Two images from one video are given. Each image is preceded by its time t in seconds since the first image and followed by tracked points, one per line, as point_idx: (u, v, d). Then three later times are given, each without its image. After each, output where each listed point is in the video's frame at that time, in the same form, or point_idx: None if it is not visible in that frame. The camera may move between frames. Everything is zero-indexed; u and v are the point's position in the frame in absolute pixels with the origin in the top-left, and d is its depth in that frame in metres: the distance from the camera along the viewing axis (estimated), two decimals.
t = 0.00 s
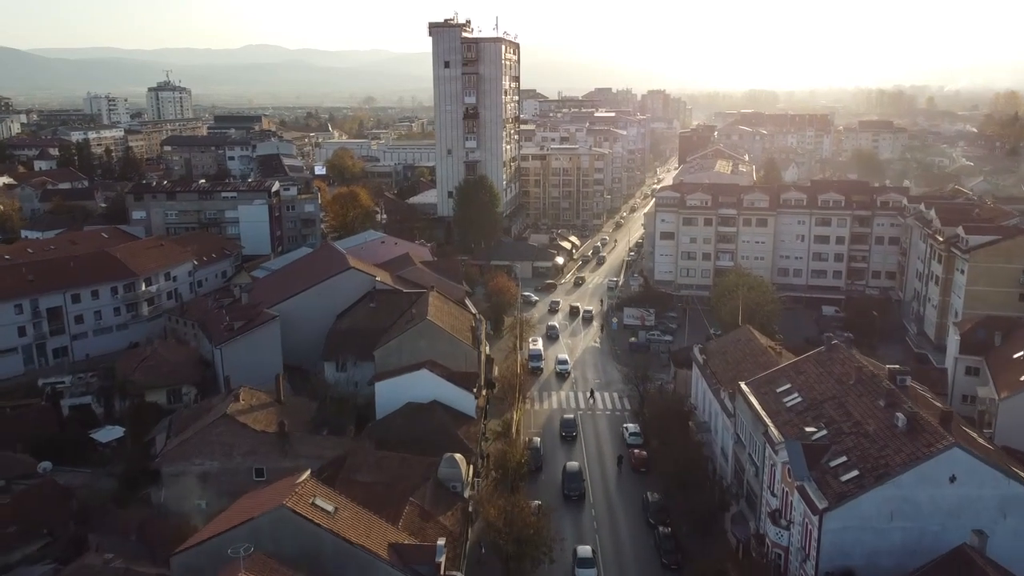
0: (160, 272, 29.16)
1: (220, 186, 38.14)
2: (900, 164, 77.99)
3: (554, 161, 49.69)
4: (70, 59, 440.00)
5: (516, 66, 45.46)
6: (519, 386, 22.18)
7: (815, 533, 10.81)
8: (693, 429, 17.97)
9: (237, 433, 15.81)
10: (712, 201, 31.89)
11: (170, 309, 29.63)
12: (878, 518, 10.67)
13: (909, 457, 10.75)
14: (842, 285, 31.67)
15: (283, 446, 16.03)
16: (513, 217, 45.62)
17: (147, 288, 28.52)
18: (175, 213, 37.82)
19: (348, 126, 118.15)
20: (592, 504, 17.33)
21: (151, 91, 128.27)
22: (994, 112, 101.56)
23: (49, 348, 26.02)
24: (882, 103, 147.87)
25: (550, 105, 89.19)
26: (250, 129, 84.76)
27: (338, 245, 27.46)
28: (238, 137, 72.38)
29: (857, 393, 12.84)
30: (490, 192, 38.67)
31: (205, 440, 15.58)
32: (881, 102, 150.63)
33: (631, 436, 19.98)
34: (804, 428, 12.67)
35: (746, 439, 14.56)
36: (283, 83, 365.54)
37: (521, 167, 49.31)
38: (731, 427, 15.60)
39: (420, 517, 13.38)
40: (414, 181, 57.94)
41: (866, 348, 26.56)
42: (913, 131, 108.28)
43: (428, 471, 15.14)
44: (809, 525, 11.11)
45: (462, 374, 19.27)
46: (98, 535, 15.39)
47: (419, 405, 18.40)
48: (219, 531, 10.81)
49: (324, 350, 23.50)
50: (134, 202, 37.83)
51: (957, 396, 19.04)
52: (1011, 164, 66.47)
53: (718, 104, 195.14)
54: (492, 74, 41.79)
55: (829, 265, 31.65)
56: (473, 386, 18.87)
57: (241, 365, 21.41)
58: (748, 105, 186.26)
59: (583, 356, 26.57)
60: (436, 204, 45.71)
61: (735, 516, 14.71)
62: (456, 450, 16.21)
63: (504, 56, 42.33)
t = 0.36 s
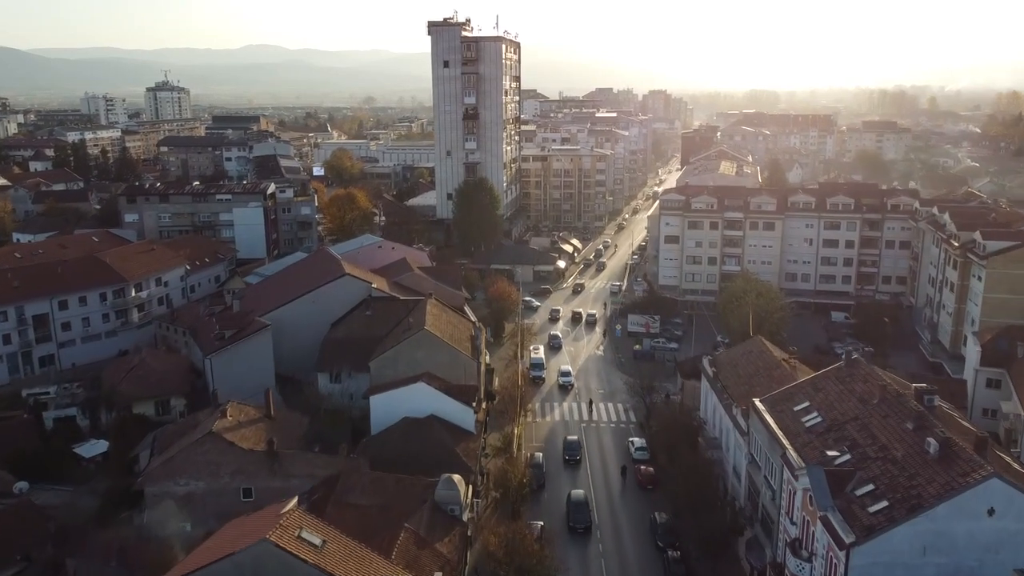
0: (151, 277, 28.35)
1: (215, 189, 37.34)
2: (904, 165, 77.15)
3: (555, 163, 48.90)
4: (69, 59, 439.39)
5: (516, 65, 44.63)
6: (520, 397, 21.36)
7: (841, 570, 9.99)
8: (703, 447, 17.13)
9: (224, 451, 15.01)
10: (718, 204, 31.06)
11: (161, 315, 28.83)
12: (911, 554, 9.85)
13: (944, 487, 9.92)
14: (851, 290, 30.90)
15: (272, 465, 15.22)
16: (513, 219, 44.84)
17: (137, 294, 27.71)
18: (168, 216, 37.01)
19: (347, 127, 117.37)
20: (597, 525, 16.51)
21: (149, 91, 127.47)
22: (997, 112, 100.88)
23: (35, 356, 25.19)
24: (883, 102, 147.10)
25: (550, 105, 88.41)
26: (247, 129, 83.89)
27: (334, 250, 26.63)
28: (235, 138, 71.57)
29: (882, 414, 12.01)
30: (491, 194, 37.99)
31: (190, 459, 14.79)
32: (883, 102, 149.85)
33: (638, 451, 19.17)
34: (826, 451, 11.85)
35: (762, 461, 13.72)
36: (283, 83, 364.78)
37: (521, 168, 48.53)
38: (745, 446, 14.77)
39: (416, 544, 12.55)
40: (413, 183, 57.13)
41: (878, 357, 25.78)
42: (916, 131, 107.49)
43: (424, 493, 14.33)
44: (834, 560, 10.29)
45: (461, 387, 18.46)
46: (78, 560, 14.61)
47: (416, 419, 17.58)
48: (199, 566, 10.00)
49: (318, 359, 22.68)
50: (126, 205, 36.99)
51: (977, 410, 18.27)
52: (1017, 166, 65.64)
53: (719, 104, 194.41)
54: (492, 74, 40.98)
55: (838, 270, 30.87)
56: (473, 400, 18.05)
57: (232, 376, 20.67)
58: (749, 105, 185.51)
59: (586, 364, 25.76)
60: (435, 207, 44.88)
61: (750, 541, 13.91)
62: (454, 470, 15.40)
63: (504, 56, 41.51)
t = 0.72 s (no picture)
0: (141, 282, 27.53)
1: (209, 191, 36.56)
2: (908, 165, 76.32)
3: (557, 164, 48.08)
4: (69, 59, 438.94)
5: (517, 65, 43.81)
6: (522, 410, 20.55)
7: None
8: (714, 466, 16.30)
9: (209, 472, 14.21)
10: (724, 207, 30.24)
11: (152, 321, 28.00)
12: None
13: (985, 522, 9.10)
14: (861, 296, 30.09)
15: (260, 487, 14.38)
16: (514, 222, 44.04)
17: (127, 300, 26.88)
18: (161, 218, 36.20)
19: (346, 127, 116.57)
20: (602, 548, 15.69)
21: (148, 91, 126.73)
22: (1000, 112, 100.10)
23: (20, 365, 24.34)
24: (885, 102, 146.34)
25: (551, 106, 87.63)
26: (245, 129, 83.06)
27: (329, 255, 25.81)
28: (233, 139, 70.81)
29: (911, 438, 11.19)
30: (492, 196, 37.29)
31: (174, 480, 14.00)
32: (885, 103, 149.03)
33: (644, 468, 18.34)
34: (850, 478, 11.04)
35: (780, 485, 12.91)
36: (282, 83, 364.03)
37: (522, 170, 47.76)
38: (760, 467, 13.96)
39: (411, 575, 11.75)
40: (413, 184, 56.32)
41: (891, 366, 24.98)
42: (920, 132, 106.60)
43: (421, 517, 13.53)
44: None
45: (460, 401, 17.67)
46: None
47: (413, 436, 16.80)
48: None
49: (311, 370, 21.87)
50: (118, 207, 36.18)
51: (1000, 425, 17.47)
52: None
53: (720, 104, 193.65)
54: (492, 74, 40.19)
55: (848, 275, 30.05)
56: (472, 415, 17.26)
57: (222, 388, 19.88)
58: (750, 105, 184.73)
59: (589, 373, 24.94)
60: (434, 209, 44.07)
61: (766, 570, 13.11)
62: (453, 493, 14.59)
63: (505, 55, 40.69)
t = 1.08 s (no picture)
0: (130, 288, 26.70)
1: (203, 194, 35.79)
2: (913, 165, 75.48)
3: (558, 165, 47.25)
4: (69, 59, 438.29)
5: (518, 65, 43.00)
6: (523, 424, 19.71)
7: None
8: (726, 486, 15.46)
9: (193, 495, 13.40)
10: (731, 211, 29.42)
11: (142, 328, 27.16)
12: None
13: None
14: (872, 302, 29.27)
15: (246, 511, 13.53)
16: (515, 225, 43.24)
17: (116, 307, 26.05)
18: (154, 222, 35.38)
19: (345, 128, 115.81)
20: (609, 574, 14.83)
21: (146, 91, 125.98)
22: (1004, 112, 99.30)
23: (4, 375, 23.52)
24: (887, 102, 145.44)
25: (551, 107, 86.86)
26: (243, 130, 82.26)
27: (324, 261, 25.00)
28: (230, 140, 69.99)
29: (945, 466, 10.37)
30: (492, 199, 36.61)
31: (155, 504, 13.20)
32: (887, 103, 148.14)
33: (651, 485, 17.51)
34: (881, 510, 10.19)
35: (800, 512, 12.09)
36: (282, 83, 363.24)
37: (522, 171, 46.97)
38: (777, 491, 13.12)
39: None
40: (412, 186, 55.51)
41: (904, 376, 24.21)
42: (924, 133, 105.72)
43: (417, 545, 12.71)
44: None
45: (459, 417, 16.86)
46: None
47: (410, 454, 16.00)
48: None
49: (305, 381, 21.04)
50: (110, 210, 35.34)
51: None
52: None
53: (721, 104, 192.78)
54: (492, 73, 39.38)
55: (858, 280, 29.25)
56: (472, 431, 16.46)
57: (212, 401, 19.08)
58: (751, 105, 183.94)
59: (592, 384, 24.08)
60: (433, 211, 43.26)
61: None
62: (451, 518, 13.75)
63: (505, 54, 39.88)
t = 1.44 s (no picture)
0: (119, 295, 25.86)
1: (197, 196, 35.02)
2: (917, 166, 74.68)
3: (559, 167, 46.46)
4: (69, 59, 437.74)
5: (518, 65, 42.21)
6: (525, 439, 18.87)
7: None
8: (740, 512, 14.62)
9: (173, 522, 12.60)
10: (738, 215, 28.61)
11: (132, 336, 26.34)
12: None
13: None
14: (883, 309, 28.45)
15: (230, 538, 12.71)
16: (516, 227, 42.46)
17: (104, 315, 25.23)
18: (146, 225, 34.58)
19: (345, 128, 115.07)
20: None
21: (144, 91, 125.24)
22: (1008, 113, 98.51)
23: None
24: (889, 102, 144.61)
25: (552, 107, 86.13)
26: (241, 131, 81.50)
27: (318, 267, 24.17)
28: (227, 140, 69.24)
29: (983, 500, 9.54)
30: (492, 202, 35.80)
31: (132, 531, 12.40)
32: (889, 103, 147.34)
33: (659, 505, 16.66)
34: (915, 547, 9.36)
35: (822, 544, 11.27)
36: (281, 83, 362.44)
37: (523, 173, 46.18)
38: (796, 519, 12.28)
39: None
40: (411, 187, 54.71)
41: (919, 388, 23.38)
42: (927, 133, 104.89)
43: None
44: None
45: (458, 434, 16.05)
46: None
47: (406, 474, 15.18)
48: None
49: (297, 392, 20.21)
50: (101, 213, 34.55)
51: None
52: None
53: (722, 104, 191.99)
54: (492, 73, 38.57)
55: (868, 286, 28.42)
56: (471, 450, 15.64)
57: (200, 415, 18.28)
58: (752, 105, 183.26)
59: (596, 395, 23.26)
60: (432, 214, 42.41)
61: None
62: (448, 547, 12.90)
63: (505, 54, 39.07)
